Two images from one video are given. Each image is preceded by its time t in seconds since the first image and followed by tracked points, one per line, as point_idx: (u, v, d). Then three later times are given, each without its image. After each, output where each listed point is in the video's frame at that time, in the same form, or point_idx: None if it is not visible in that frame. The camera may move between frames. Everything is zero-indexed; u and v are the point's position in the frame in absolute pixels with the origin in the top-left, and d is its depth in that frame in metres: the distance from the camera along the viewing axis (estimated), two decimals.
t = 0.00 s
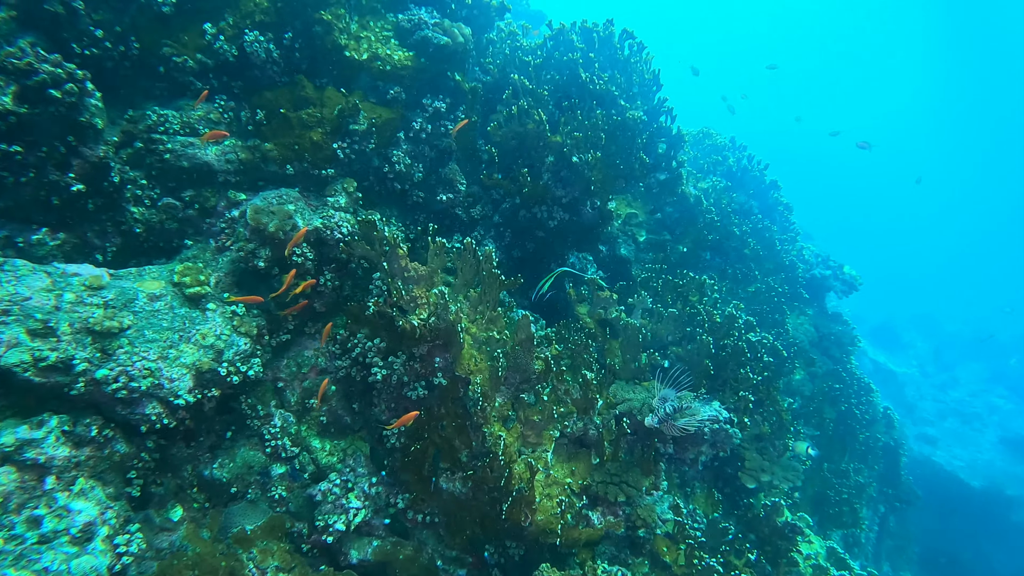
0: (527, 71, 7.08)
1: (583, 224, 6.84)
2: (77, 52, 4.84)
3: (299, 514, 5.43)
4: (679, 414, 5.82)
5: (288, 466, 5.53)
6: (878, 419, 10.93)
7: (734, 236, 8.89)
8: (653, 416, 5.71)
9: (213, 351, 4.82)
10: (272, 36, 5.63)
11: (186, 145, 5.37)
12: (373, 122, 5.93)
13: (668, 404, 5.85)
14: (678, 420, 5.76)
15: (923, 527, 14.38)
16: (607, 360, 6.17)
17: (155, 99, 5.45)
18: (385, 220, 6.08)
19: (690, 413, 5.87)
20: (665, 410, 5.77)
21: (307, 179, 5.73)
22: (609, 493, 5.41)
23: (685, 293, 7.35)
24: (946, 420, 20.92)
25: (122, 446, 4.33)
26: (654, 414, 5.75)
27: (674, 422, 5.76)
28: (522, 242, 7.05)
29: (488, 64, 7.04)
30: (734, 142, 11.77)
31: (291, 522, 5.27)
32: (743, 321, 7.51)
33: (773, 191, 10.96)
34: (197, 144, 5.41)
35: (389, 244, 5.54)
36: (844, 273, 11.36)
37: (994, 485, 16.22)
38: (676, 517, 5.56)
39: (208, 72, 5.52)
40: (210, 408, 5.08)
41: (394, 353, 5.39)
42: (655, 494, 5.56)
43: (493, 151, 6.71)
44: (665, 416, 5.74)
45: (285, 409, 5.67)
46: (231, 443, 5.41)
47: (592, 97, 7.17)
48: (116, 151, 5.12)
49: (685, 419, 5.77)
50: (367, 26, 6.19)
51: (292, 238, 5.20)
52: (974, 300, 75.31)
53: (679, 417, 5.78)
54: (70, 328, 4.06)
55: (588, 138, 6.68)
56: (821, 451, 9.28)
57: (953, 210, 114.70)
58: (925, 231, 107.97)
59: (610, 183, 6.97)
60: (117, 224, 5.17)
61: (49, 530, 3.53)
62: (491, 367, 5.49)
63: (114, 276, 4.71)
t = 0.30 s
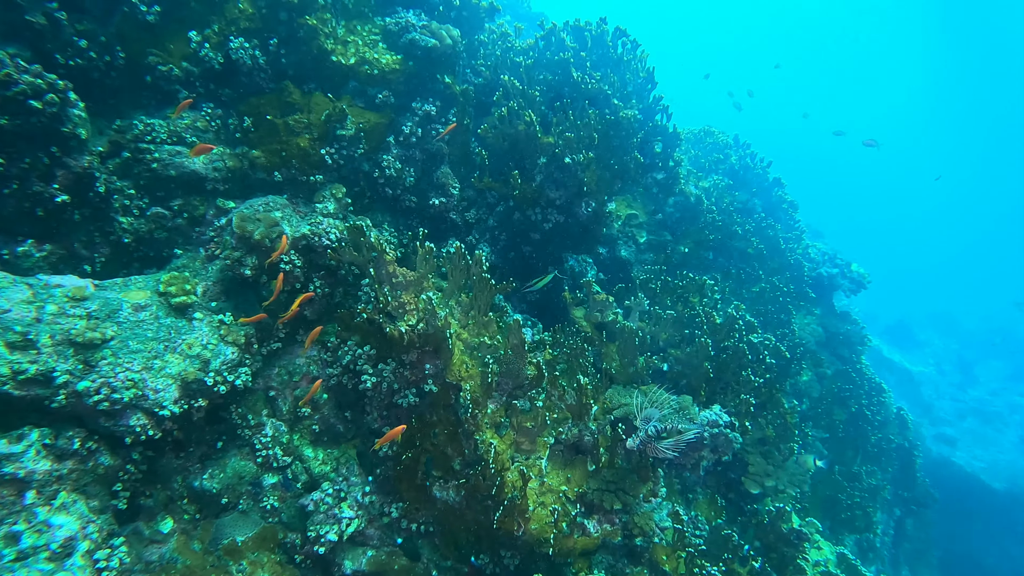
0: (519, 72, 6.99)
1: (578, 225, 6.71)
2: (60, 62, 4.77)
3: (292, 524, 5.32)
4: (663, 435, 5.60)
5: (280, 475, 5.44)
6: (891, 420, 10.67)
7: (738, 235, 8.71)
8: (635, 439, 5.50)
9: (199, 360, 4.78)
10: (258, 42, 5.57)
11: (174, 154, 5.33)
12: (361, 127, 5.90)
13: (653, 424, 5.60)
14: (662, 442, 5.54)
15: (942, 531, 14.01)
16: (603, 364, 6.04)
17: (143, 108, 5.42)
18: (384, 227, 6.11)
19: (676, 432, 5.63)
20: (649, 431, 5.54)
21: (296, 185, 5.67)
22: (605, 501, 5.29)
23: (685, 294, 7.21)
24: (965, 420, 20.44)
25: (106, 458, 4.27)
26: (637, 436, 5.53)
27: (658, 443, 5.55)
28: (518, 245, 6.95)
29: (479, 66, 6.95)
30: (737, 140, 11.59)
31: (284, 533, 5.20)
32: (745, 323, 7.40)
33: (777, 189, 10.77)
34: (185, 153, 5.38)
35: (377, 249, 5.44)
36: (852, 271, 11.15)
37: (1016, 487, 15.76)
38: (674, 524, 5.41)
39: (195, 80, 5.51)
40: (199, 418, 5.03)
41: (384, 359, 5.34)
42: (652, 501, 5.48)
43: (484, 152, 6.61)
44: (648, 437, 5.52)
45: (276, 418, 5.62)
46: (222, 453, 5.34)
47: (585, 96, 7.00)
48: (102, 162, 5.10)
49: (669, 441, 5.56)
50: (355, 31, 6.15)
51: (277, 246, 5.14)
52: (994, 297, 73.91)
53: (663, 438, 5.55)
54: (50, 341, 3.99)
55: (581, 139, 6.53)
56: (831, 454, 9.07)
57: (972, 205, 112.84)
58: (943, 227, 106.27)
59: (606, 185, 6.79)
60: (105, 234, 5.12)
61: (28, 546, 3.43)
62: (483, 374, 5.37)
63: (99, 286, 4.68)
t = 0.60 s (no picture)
0: (515, 73, 6.91)
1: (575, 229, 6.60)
2: (51, 70, 4.79)
3: (284, 533, 5.23)
4: (644, 458, 5.30)
5: (273, 483, 5.39)
6: (904, 426, 10.41)
7: (739, 238, 8.63)
8: (612, 463, 5.24)
9: (187, 367, 4.73)
10: (248, 48, 5.56)
11: (165, 161, 5.32)
12: (353, 131, 5.84)
13: (633, 447, 5.31)
14: (642, 466, 5.25)
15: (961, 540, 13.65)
16: (599, 369, 5.93)
17: (137, 115, 5.41)
18: (378, 232, 6.08)
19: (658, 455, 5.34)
20: (627, 455, 5.27)
21: (287, 191, 5.65)
22: (599, 510, 5.12)
23: (685, 298, 7.10)
24: (984, 426, 19.95)
25: (92, 467, 4.17)
26: (615, 459, 5.27)
27: (638, 467, 5.27)
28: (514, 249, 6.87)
29: (474, 68, 6.88)
30: (742, 141, 11.43)
31: (276, 542, 5.11)
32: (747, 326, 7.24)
33: (781, 191, 10.62)
34: (177, 159, 5.36)
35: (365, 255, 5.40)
36: (860, 273, 10.94)
37: None
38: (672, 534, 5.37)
39: (187, 87, 5.49)
40: (189, 425, 4.99)
41: (375, 365, 5.26)
42: (648, 510, 5.36)
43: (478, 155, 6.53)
44: (626, 461, 5.25)
45: (268, 425, 5.58)
46: (213, 461, 5.31)
47: (580, 98, 6.93)
48: (93, 168, 5.11)
49: (649, 465, 5.26)
50: (346, 35, 6.13)
51: (267, 252, 5.15)
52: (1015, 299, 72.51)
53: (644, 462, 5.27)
54: (33, 348, 3.97)
55: (576, 140, 6.42)
56: (842, 460, 8.85)
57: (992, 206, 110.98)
58: (962, 228, 104.53)
59: (603, 187, 6.64)
60: (97, 241, 5.13)
61: (6, 557, 3.36)
62: (474, 381, 5.31)
63: (87, 294, 4.67)
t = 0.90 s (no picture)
0: (507, 68, 6.76)
1: (567, 226, 6.45)
2: (26, 60, 4.73)
3: (266, 534, 5.12)
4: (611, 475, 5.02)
5: (255, 483, 5.28)
6: (905, 428, 10.26)
7: (738, 236, 8.48)
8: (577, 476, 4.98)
9: (165, 365, 4.63)
10: (231, 40, 5.41)
11: (147, 155, 5.22)
12: (339, 125, 5.72)
13: (601, 464, 5.01)
14: (607, 484, 4.96)
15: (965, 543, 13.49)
16: (589, 369, 5.81)
17: (119, 108, 5.31)
18: (367, 228, 6.03)
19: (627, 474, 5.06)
20: (594, 470, 4.97)
21: (272, 186, 5.55)
22: (586, 513, 5.05)
23: (679, 297, 7.00)
24: (988, 428, 19.76)
25: (65, 466, 4.07)
26: (579, 475, 5.01)
27: (604, 484, 4.99)
28: (505, 246, 6.78)
29: (465, 62, 6.77)
30: (741, 139, 11.26)
31: (257, 542, 4.99)
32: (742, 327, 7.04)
33: (780, 189, 10.46)
34: (159, 153, 5.27)
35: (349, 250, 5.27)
36: (860, 273, 10.80)
37: None
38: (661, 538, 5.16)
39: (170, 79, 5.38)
40: (168, 424, 4.92)
41: (358, 363, 5.21)
42: (637, 514, 5.18)
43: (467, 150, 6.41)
44: (591, 477, 4.97)
45: (251, 424, 5.47)
46: (194, 460, 5.21)
47: (571, 92, 6.77)
48: (72, 162, 5.02)
49: (615, 484, 4.97)
50: (333, 28, 6.01)
51: (249, 247, 5.04)
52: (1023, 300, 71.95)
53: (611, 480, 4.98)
54: (3, 344, 3.84)
55: (566, 136, 6.27)
56: (841, 463, 8.72)
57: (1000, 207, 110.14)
58: (970, 228, 103.74)
59: (595, 183, 6.52)
60: (77, 237, 5.03)
61: None
62: (459, 380, 5.18)
63: (62, 289, 4.56)
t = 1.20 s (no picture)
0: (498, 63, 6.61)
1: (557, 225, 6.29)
2: None
3: (248, 538, 5.05)
4: (571, 492, 4.92)
5: (237, 486, 5.20)
6: (906, 431, 10.09)
7: (734, 235, 8.39)
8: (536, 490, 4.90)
9: (142, 366, 4.51)
10: (212, 35, 5.34)
11: (126, 151, 5.08)
12: (322, 122, 5.61)
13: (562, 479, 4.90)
14: (565, 503, 4.87)
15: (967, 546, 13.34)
16: (577, 371, 5.71)
17: (98, 104, 5.21)
18: (354, 227, 5.98)
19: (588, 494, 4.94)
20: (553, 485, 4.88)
21: (254, 184, 5.46)
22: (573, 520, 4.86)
23: (671, 296, 6.87)
24: (991, 429, 19.53)
25: (33, 471, 3.99)
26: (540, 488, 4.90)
27: (563, 502, 4.89)
28: (494, 245, 6.68)
29: (453, 58, 6.61)
30: (739, 136, 11.10)
31: (238, 546, 4.93)
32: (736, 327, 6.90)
33: (778, 187, 10.30)
34: (139, 150, 5.12)
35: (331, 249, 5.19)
36: (859, 272, 10.68)
37: None
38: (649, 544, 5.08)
39: (149, 74, 5.26)
40: (146, 425, 4.80)
41: (341, 365, 5.11)
42: (625, 519, 5.10)
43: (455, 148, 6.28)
44: (550, 492, 4.88)
45: (233, 426, 5.39)
46: (173, 463, 5.09)
47: (561, 88, 6.61)
48: (49, 159, 4.93)
49: (574, 504, 4.86)
50: (316, 23, 5.89)
51: (228, 246, 4.94)
52: None
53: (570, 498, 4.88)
54: None
55: (555, 133, 6.12)
56: (839, 466, 8.59)
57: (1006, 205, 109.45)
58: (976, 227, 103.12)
59: (586, 181, 6.37)
60: (55, 235, 4.94)
61: None
62: (442, 382, 5.10)
63: (35, 289, 4.45)
